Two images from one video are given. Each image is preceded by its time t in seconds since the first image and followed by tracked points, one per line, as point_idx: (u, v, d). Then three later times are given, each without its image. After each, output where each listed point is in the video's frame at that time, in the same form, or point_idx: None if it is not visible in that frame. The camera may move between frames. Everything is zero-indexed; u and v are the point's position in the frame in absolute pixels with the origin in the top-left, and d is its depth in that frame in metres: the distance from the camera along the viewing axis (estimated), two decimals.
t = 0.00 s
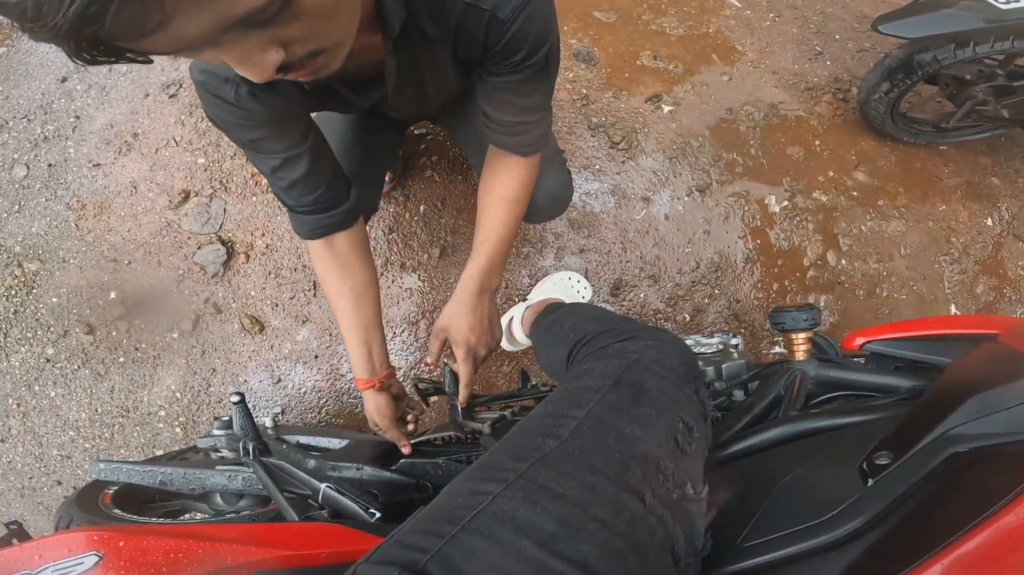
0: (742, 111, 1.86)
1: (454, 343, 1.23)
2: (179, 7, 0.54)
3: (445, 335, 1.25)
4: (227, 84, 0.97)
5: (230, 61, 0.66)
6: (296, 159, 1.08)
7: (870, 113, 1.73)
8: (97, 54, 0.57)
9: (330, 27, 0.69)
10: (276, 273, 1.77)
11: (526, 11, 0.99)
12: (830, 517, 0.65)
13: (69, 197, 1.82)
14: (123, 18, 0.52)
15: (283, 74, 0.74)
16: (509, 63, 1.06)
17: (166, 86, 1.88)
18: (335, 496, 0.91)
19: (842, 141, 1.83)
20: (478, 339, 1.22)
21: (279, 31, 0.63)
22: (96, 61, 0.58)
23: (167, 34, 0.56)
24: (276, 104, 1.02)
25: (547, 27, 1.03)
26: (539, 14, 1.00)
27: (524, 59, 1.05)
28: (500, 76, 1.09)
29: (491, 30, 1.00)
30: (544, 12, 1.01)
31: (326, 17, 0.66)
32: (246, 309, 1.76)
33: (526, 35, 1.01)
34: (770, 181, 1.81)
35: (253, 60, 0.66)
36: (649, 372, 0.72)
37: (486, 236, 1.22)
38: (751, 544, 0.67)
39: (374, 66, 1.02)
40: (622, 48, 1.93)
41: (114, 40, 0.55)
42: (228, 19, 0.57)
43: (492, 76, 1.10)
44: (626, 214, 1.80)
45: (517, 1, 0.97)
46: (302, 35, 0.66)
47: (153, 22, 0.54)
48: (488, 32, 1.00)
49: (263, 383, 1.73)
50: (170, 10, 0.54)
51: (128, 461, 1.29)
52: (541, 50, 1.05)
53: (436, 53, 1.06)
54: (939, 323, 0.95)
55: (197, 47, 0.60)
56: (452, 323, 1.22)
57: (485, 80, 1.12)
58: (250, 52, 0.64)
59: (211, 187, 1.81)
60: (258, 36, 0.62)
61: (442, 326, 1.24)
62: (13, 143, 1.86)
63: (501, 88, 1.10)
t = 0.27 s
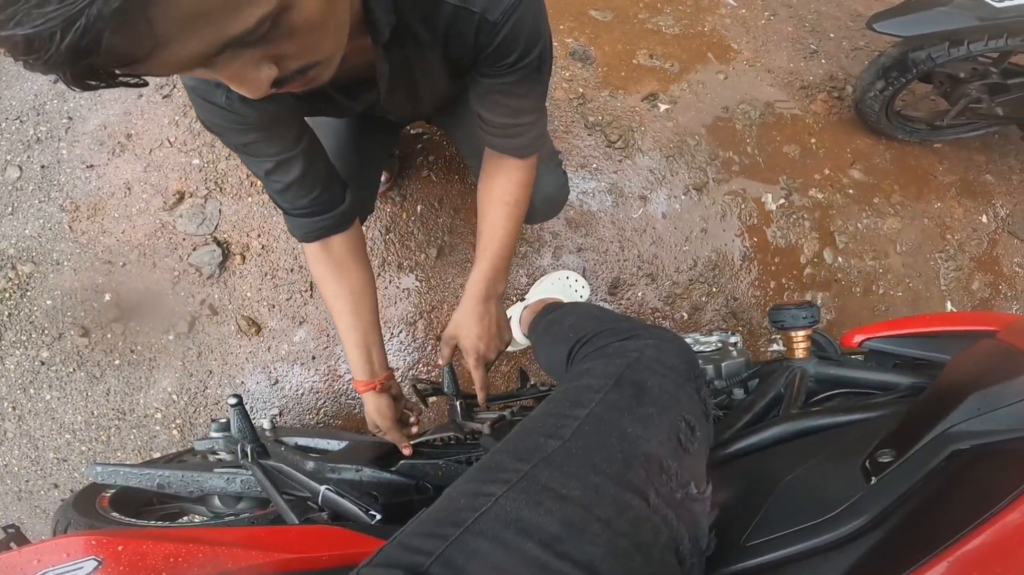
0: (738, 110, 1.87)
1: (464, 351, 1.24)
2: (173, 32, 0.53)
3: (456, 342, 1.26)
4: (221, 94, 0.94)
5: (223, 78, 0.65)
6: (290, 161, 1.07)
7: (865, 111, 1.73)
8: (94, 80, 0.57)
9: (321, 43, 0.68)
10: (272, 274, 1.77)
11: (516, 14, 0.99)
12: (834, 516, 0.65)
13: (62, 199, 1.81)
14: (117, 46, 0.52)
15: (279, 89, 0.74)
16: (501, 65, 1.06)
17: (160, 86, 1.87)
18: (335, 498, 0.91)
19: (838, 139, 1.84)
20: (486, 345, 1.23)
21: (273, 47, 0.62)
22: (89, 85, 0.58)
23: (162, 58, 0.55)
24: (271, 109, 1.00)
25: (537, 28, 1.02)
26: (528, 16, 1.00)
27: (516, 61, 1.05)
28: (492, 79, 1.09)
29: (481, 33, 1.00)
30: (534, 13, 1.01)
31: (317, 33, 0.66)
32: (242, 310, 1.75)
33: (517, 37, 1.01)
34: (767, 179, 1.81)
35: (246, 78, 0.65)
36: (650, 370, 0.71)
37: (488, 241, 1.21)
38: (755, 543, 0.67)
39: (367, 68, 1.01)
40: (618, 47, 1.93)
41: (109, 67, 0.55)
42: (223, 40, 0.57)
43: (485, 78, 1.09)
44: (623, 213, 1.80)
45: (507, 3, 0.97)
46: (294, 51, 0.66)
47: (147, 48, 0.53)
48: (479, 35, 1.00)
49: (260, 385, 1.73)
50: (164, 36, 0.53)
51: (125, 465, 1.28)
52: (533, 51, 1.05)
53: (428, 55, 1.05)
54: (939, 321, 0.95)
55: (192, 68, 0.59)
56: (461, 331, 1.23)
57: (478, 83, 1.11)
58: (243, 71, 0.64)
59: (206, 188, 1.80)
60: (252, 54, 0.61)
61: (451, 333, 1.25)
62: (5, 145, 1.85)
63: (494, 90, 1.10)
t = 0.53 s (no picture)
0: (729, 108, 1.88)
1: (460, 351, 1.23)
2: (159, 55, 0.55)
3: (451, 342, 1.25)
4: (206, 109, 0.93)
5: (212, 96, 0.67)
6: (284, 168, 1.07)
7: (854, 109, 1.74)
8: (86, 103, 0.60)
9: (306, 57, 0.70)
10: (266, 276, 1.77)
11: (500, 20, 0.98)
12: (827, 510, 0.65)
13: (54, 204, 1.80)
14: (105, 69, 0.54)
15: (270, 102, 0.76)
16: (488, 69, 1.06)
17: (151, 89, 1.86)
18: (331, 498, 0.92)
19: (828, 136, 1.85)
20: (481, 345, 1.23)
21: (259, 65, 0.64)
22: (80, 106, 0.60)
23: (149, 78, 0.58)
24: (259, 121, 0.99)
25: (524, 31, 1.02)
26: (514, 20, 1.00)
27: (502, 65, 1.06)
28: (481, 83, 1.09)
29: (467, 38, 1.00)
30: (520, 16, 1.01)
31: (302, 48, 0.68)
32: (237, 313, 1.75)
33: (503, 40, 1.01)
34: (759, 177, 1.82)
35: (235, 95, 0.67)
36: (642, 366, 0.72)
37: (482, 241, 1.22)
38: (748, 538, 0.67)
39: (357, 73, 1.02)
40: (609, 47, 1.94)
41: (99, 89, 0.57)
42: (209, 61, 0.59)
43: (473, 82, 1.10)
44: (617, 212, 1.81)
45: (492, 8, 0.97)
46: (280, 68, 0.68)
47: (134, 70, 0.56)
48: (464, 41, 1.00)
49: (256, 387, 1.72)
50: (150, 59, 0.55)
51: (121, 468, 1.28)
52: (519, 54, 1.05)
53: (415, 61, 1.05)
54: (930, 314, 0.96)
55: (180, 87, 0.61)
56: (456, 332, 1.23)
57: (467, 86, 1.12)
58: (231, 89, 0.65)
59: (198, 191, 1.80)
60: (239, 72, 0.63)
61: (446, 333, 1.24)
62: None
63: (484, 94, 1.10)
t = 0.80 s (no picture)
0: (713, 111, 1.88)
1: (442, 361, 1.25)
2: (104, 91, 0.58)
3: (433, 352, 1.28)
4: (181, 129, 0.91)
5: (167, 124, 0.69)
6: (271, 186, 1.06)
7: (836, 110, 1.75)
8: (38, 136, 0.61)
9: (260, 81, 0.73)
10: (249, 284, 1.76)
11: (467, 32, 0.98)
12: (800, 518, 0.65)
13: (34, 213, 1.79)
14: (50, 107, 0.56)
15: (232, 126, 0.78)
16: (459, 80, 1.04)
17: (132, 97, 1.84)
18: (309, 506, 0.90)
19: (812, 138, 1.85)
20: (466, 354, 1.25)
21: (210, 92, 0.67)
22: (28, 141, 0.62)
23: (97, 113, 0.60)
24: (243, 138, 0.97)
25: (492, 41, 1.02)
26: (481, 34, 1.00)
27: (475, 75, 1.04)
28: (450, 91, 1.07)
29: (434, 52, 1.00)
30: (487, 29, 1.00)
31: (254, 74, 0.71)
32: (221, 322, 1.74)
33: (472, 53, 1.01)
34: (742, 179, 1.82)
35: (190, 123, 0.69)
36: (620, 374, 0.72)
37: (459, 250, 1.23)
38: (723, 547, 0.67)
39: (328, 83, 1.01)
40: (593, 50, 1.94)
41: (48, 125, 0.59)
42: (157, 92, 0.61)
43: (443, 92, 1.08)
44: (602, 216, 1.81)
45: (459, 20, 0.97)
46: (236, 93, 0.70)
47: (81, 107, 0.58)
48: (432, 55, 1.01)
49: (241, 396, 1.71)
50: (96, 96, 0.58)
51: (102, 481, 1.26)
52: (489, 66, 1.04)
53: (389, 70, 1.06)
54: (909, 317, 0.96)
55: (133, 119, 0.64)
56: (438, 341, 1.25)
57: (437, 97, 1.10)
58: (186, 116, 0.68)
59: (180, 199, 1.79)
60: (191, 101, 0.66)
61: (429, 343, 1.27)
62: None
63: (451, 103, 1.09)
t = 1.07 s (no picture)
0: (714, 108, 1.87)
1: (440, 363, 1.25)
2: (106, 90, 0.56)
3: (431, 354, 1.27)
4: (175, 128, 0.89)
5: (167, 122, 0.68)
6: (265, 181, 1.05)
7: (837, 108, 1.74)
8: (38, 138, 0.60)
9: (262, 79, 0.71)
10: (246, 282, 1.74)
11: (469, 27, 0.96)
12: (807, 521, 0.64)
13: (30, 210, 1.77)
14: (51, 107, 0.54)
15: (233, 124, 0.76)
16: (460, 76, 1.03)
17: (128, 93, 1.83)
18: (306, 508, 0.89)
19: (813, 136, 1.84)
20: (462, 357, 1.24)
21: (212, 91, 0.65)
22: (27, 142, 0.60)
23: (98, 113, 0.58)
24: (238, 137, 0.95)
25: (494, 37, 1.00)
26: (483, 29, 0.98)
27: (475, 73, 1.02)
28: (451, 90, 1.06)
29: (434, 48, 0.98)
30: (489, 25, 0.98)
31: (256, 71, 0.69)
32: (217, 321, 1.72)
33: (472, 52, 0.99)
34: (743, 177, 1.81)
35: (191, 120, 0.68)
36: (620, 373, 0.70)
37: (459, 251, 1.21)
38: (728, 550, 0.66)
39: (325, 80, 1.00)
40: (594, 47, 1.92)
41: (49, 125, 0.57)
42: (159, 90, 0.60)
43: (442, 87, 1.07)
44: (602, 214, 1.79)
45: (461, 14, 0.95)
46: (240, 89, 0.68)
47: (83, 107, 0.56)
48: (432, 51, 0.99)
49: (238, 396, 1.70)
50: (97, 95, 0.56)
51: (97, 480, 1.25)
52: (491, 63, 1.02)
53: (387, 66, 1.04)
54: (912, 316, 0.95)
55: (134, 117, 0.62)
56: (435, 342, 1.24)
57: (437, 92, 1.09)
58: (187, 114, 0.66)
59: (176, 197, 1.77)
60: (193, 99, 0.64)
61: (427, 344, 1.26)
62: None
63: (454, 102, 1.08)
